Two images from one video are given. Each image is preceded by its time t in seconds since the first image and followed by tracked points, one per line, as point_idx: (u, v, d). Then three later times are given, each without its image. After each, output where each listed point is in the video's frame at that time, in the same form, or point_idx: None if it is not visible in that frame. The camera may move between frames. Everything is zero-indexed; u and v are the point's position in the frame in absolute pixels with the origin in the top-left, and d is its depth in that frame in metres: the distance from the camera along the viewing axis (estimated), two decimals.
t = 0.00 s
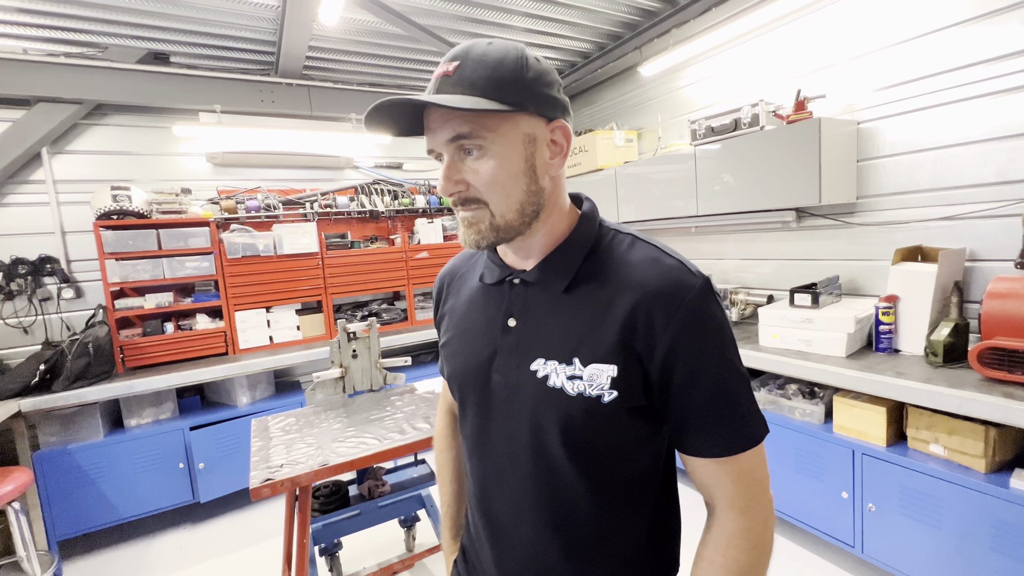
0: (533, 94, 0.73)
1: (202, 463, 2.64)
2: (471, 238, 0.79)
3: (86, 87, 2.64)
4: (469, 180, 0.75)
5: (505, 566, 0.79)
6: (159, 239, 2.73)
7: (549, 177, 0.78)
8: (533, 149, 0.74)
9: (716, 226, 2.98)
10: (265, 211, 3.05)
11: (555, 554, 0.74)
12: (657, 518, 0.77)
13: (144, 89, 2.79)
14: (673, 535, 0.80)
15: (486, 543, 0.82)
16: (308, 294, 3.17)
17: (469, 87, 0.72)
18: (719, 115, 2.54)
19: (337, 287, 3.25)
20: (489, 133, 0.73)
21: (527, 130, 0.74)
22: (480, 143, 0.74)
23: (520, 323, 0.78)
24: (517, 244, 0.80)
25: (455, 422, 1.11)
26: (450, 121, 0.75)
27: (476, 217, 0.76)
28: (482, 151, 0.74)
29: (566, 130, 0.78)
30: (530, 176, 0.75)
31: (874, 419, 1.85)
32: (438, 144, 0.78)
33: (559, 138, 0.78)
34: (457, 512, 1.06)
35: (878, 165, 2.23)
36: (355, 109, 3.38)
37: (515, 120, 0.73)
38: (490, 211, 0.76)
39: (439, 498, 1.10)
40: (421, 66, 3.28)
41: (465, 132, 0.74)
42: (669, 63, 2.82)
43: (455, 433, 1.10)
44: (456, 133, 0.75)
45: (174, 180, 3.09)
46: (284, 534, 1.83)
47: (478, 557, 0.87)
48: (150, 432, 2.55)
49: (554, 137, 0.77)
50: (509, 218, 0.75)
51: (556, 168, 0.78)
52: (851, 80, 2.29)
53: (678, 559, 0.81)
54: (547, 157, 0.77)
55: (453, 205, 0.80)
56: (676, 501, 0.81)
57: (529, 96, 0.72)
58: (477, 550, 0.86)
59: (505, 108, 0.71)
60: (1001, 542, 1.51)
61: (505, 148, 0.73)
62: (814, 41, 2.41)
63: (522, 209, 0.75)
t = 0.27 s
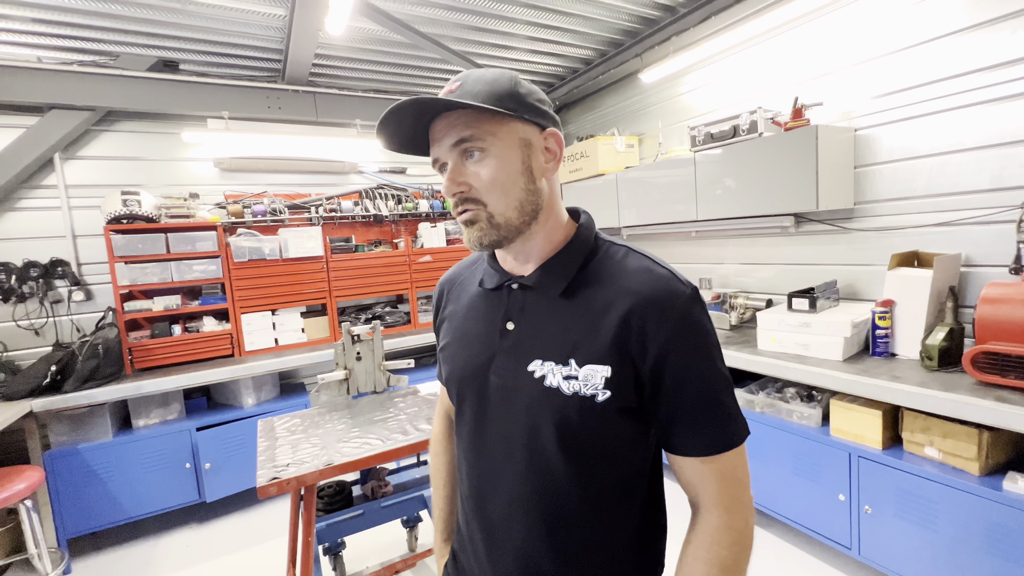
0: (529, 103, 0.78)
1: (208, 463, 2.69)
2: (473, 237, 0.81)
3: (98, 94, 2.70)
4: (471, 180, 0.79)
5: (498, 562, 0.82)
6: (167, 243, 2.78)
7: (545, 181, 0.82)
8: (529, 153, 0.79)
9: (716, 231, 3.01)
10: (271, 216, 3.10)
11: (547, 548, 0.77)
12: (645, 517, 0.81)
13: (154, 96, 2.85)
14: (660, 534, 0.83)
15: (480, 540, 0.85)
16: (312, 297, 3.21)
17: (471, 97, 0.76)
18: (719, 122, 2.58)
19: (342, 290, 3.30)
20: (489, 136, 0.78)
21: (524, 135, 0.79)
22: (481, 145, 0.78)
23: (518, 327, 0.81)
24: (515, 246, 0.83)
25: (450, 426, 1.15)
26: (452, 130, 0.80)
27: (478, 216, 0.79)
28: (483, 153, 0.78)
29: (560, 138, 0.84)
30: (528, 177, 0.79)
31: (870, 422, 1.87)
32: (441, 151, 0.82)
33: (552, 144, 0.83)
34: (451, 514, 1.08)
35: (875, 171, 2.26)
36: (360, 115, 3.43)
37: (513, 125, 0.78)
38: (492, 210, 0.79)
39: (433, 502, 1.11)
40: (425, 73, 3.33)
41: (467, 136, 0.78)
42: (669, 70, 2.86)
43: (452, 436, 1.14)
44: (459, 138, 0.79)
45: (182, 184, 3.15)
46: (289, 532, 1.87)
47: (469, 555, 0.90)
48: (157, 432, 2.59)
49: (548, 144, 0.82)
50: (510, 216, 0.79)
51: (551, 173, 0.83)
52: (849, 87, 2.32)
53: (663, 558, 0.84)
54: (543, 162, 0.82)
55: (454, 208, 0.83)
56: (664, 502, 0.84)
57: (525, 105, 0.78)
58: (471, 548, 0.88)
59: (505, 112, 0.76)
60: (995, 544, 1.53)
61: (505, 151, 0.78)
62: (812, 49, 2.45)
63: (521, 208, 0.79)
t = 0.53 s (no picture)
0: (527, 122, 0.82)
1: (213, 465, 2.72)
2: (472, 244, 0.86)
3: (106, 102, 2.75)
4: (471, 191, 0.83)
5: (496, 557, 0.84)
6: (174, 248, 2.82)
7: (541, 194, 0.86)
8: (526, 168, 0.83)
9: (715, 235, 3.04)
10: (276, 220, 3.14)
11: (543, 542, 0.80)
12: (637, 514, 0.83)
13: (161, 103, 2.90)
14: (653, 532, 0.86)
15: (479, 538, 0.87)
16: (316, 300, 3.25)
17: (473, 114, 0.81)
18: (717, 127, 2.61)
19: (345, 294, 3.33)
20: (489, 151, 0.82)
21: (522, 151, 0.82)
22: (482, 159, 0.82)
23: (516, 329, 0.85)
24: (511, 253, 0.88)
25: (450, 430, 1.14)
26: (456, 143, 0.84)
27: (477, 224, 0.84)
28: (483, 166, 0.82)
29: (558, 155, 0.87)
30: (525, 190, 0.83)
31: (866, 424, 1.90)
32: (445, 163, 0.87)
33: (550, 159, 0.86)
34: (449, 518, 1.07)
35: (871, 176, 2.30)
36: (363, 121, 3.48)
37: (512, 141, 0.82)
38: (490, 219, 0.83)
39: (432, 504, 1.11)
40: (427, 80, 3.38)
41: (469, 150, 0.83)
42: (668, 77, 2.90)
43: (451, 441, 1.13)
44: (461, 151, 0.84)
45: (188, 190, 3.19)
46: (295, 532, 1.90)
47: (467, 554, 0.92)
48: (163, 434, 2.63)
49: (546, 159, 0.86)
50: (506, 227, 0.83)
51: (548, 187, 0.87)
52: (845, 94, 2.36)
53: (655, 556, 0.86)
54: (540, 176, 0.85)
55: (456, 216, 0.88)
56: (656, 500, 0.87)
57: (524, 123, 0.81)
58: (468, 545, 0.91)
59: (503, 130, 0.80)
60: (988, 542, 1.56)
61: (503, 166, 0.82)
62: (809, 56, 2.49)
63: (517, 219, 0.83)
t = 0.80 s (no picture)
0: (530, 131, 0.84)
1: (216, 469, 2.73)
2: (475, 249, 0.87)
3: (111, 108, 2.77)
4: (476, 198, 0.85)
5: (499, 562, 0.83)
6: (177, 252, 2.84)
7: (543, 201, 0.88)
8: (529, 175, 0.85)
9: (714, 238, 3.07)
10: (278, 225, 3.16)
11: (547, 545, 0.78)
12: (640, 515, 0.83)
13: (165, 109, 2.92)
14: (656, 532, 0.86)
15: (482, 542, 0.86)
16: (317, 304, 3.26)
17: (478, 124, 0.83)
18: (715, 132, 2.65)
19: (346, 297, 3.35)
20: (493, 159, 0.84)
21: (525, 159, 0.85)
22: (486, 167, 0.84)
23: (519, 331, 0.85)
24: (513, 257, 0.89)
25: (455, 435, 1.13)
26: (461, 151, 0.86)
27: (480, 229, 0.85)
28: (487, 173, 0.84)
29: (559, 163, 0.89)
30: (527, 197, 0.85)
31: (865, 424, 1.92)
32: (450, 170, 0.89)
33: (552, 168, 0.89)
34: (455, 521, 1.06)
35: (868, 179, 2.33)
36: (365, 125, 3.50)
37: (515, 150, 0.84)
38: (493, 224, 0.84)
39: (437, 509, 1.09)
40: (428, 85, 3.41)
41: (473, 158, 0.85)
42: (667, 82, 2.93)
43: (456, 442, 1.12)
44: (466, 159, 0.85)
45: (191, 195, 3.21)
46: (299, 535, 1.91)
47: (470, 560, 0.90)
48: (166, 438, 2.64)
49: (547, 167, 0.88)
50: (509, 231, 0.84)
51: (549, 194, 0.89)
52: (841, 99, 2.40)
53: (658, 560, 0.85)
54: (542, 183, 0.87)
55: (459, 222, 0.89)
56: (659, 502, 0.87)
57: (527, 133, 0.84)
58: (470, 550, 0.89)
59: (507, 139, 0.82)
60: (986, 540, 1.58)
61: (507, 172, 0.83)
62: (805, 62, 2.53)
63: (520, 224, 0.84)
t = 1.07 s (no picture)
0: (550, 134, 0.86)
1: (220, 471, 2.72)
2: (496, 249, 0.89)
3: (112, 109, 2.76)
4: (497, 199, 0.87)
5: (528, 554, 0.84)
6: (179, 254, 2.83)
7: (562, 201, 0.90)
8: (549, 177, 0.87)
9: (714, 238, 3.11)
10: (279, 226, 3.16)
11: (576, 535, 0.80)
12: (663, 503, 0.85)
13: (167, 111, 2.92)
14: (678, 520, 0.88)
15: (510, 536, 0.87)
16: (318, 305, 3.26)
17: (499, 128, 0.85)
18: (716, 134, 2.68)
19: (349, 299, 3.35)
20: (513, 162, 0.86)
21: (544, 161, 0.86)
22: (507, 169, 0.86)
23: (541, 328, 0.87)
24: (529, 257, 0.90)
25: (472, 431, 1.15)
26: (483, 154, 0.88)
27: (502, 230, 0.87)
28: (508, 176, 0.86)
29: (578, 164, 0.91)
30: (546, 198, 0.87)
31: (866, 420, 1.96)
32: (472, 172, 0.91)
33: (571, 169, 0.90)
34: (474, 516, 1.09)
35: (866, 180, 2.37)
36: (366, 127, 3.51)
37: (535, 152, 0.86)
38: (514, 225, 0.87)
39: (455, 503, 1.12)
40: (429, 87, 3.43)
41: (494, 161, 0.87)
42: (666, 84, 2.97)
43: (472, 439, 1.14)
44: (487, 162, 0.88)
45: (192, 197, 3.20)
46: (307, 535, 1.91)
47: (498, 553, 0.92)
48: (169, 440, 2.63)
49: (567, 168, 0.89)
50: (530, 232, 0.86)
51: (568, 195, 0.90)
52: (839, 101, 2.44)
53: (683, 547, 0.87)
54: (561, 184, 0.89)
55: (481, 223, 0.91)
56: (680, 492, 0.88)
57: (547, 136, 0.86)
58: (497, 544, 0.91)
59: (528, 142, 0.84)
60: (986, 532, 1.62)
61: (528, 174, 0.85)
62: (803, 65, 2.57)
63: (540, 224, 0.86)
